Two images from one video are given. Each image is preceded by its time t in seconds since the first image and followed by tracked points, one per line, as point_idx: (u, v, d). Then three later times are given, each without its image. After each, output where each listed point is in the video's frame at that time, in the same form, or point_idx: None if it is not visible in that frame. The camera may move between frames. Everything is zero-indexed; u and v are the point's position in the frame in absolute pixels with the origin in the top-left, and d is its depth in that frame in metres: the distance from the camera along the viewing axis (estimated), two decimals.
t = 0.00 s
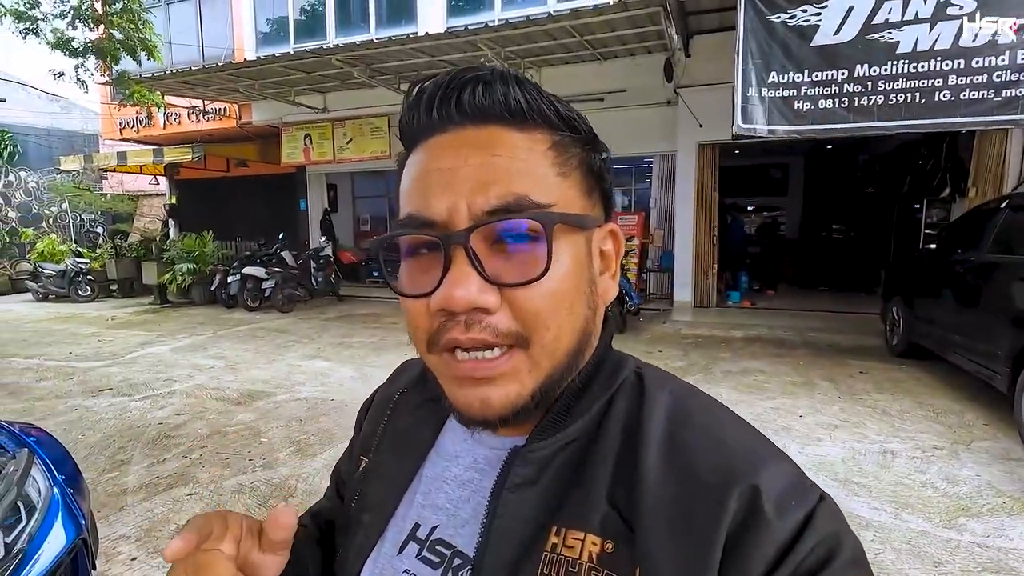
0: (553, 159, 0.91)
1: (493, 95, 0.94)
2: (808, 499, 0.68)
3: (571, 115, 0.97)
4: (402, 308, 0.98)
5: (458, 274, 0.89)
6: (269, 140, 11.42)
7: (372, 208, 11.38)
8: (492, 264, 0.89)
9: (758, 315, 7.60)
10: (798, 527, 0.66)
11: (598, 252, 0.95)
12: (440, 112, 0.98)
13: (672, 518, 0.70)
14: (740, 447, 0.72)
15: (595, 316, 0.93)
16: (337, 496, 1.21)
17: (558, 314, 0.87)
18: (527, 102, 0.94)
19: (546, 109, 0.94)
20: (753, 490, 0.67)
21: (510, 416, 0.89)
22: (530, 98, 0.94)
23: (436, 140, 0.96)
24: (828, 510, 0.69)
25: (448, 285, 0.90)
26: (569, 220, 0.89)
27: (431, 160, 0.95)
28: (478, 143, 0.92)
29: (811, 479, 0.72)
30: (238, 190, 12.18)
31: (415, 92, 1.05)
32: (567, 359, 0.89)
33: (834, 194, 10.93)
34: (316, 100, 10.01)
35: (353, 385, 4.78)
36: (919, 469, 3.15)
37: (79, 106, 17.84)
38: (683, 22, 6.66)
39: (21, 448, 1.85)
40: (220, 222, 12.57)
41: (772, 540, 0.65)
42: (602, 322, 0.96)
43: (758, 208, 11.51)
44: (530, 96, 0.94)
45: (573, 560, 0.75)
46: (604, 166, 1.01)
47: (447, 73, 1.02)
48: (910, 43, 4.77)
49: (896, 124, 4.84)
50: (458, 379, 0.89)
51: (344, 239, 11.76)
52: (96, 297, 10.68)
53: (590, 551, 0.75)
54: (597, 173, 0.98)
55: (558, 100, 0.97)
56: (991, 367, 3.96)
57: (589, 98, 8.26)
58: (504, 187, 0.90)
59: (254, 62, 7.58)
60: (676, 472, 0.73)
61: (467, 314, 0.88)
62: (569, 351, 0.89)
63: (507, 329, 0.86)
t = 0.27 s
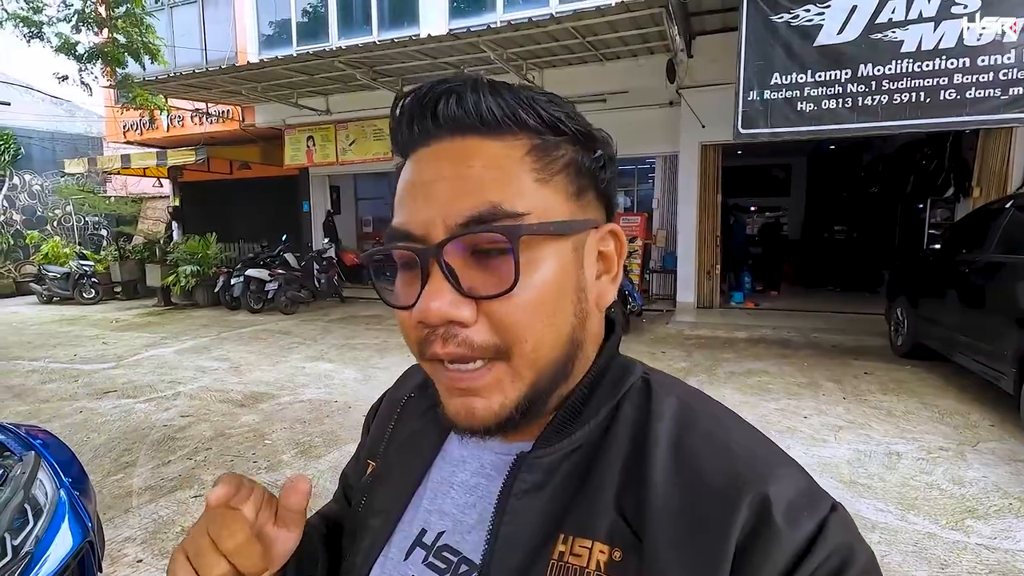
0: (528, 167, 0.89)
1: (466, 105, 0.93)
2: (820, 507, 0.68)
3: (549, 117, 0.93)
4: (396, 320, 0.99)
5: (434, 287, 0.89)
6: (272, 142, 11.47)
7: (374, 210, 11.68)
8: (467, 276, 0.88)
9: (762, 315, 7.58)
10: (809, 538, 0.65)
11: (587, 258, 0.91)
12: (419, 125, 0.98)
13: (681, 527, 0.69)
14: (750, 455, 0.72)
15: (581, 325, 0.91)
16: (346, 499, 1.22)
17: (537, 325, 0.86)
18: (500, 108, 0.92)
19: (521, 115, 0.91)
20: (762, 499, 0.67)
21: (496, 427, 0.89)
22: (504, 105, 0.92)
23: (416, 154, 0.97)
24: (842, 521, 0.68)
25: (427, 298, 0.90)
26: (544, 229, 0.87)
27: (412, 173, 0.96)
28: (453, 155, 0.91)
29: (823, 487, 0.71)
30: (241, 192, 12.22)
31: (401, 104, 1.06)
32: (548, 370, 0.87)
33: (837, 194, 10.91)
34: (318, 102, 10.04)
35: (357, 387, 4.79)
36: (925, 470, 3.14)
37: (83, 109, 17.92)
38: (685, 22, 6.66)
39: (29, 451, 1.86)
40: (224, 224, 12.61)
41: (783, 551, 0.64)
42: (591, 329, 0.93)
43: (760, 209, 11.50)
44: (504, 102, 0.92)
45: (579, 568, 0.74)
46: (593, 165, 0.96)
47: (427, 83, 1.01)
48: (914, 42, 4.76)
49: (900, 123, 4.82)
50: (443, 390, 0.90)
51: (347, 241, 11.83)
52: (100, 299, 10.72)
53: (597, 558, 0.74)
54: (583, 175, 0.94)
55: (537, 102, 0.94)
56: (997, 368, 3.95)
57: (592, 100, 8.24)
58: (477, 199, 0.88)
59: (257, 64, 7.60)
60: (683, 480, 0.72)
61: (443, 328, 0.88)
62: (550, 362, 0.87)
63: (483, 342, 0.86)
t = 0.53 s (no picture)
0: (486, 154, 0.88)
1: (431, 101, 0.95)
2: (851, 518, 0.68)
3: (513, 104, 0.92)
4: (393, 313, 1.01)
5: (400, 276, 0.92)
6: (275, 144, 11.49)
7: (376, 211, 11.65)
8: (425, 262, 0.89)
9: (766, 316, 7.56)
10: (841, 549, 0.65)
11: (554, 243, 0.88)
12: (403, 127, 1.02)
13: (703, 535, 0.68)
14: (777, 462, 0.71)
15: (547, 314, 0.86)
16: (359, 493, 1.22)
17: (487, 308, 0.83)
18: (461, 99, 0.92)
19: (481, 105, 0.91)
20: (791, 509, 0.66)
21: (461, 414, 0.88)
22: (464, 98, 0.93)
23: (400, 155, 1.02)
24: (874, 533, 0.68)
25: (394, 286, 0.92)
26: (494, 213, 0.85)
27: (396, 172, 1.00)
28: (421, 150, 0.94)
29: (855, 498, 0.71)
30: (244, 194, 12.23)
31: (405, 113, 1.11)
32: (507, 358, 0.85)
33: (840, 194, 10.88)
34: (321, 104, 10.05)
35: (361, 388, 4.78)
36: (933, 471, 3.11)
37: (87, 111, 17.97)
38: (688, 22, 6.64)
39: (34, 453, 1.86)
40: (227, 226, 12.63)
41: (815, 562, 0.64)
42: (564, 321, 0.88)
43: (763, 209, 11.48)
44: (466, 95, 0.93)
45: (595, 572, 0.73)
46: (564, 148, 0.91)
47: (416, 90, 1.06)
48: (921, 39, 4.73)
49: (907, 121, 4.81)
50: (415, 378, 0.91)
51: (350, 243, 11.84)
52: (104, 301, 10.74)
53: (614, 565, 0.72)
54: (548, 159, 0.90)
55: (502, 92, 0.93)
56: (1005, 368, 3.92)
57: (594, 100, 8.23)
58: (436, 188, 0.90)
59: (260, 66, 7.61)
60: (706, 487, 0.71)
61: (408, 314, 0.89)
62: (509, 350, 0.85)
63: (438, 325, 0.85)
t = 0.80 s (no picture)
0: (495, 156, 0.89)
1: (443, 103, 0.96)
2: (863, 523, 0.67)
3: (523, 106, 0.92)
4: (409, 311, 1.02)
5: (413, 274, 0.93)
6: (278, 147, 11.53)
7: (380, 213, 11.57)
8: (437, 262, 0.89)
9: (770, 316, 7.54)
10: (852, 553, 0.64)
11: (564, 241, 0.87)
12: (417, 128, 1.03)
13: (712, 536, 0.68)
14: (788, 465, 0.70)
15: (557, 314, 0.86)
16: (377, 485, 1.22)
17: (498, 309, 0.84)
18: (472, 101, 0.93)
19: (491, 106, 0.92)
20: (800, 512, 0.65)
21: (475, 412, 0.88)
22: (474, 99, 0.93)
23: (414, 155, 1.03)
24: (885, 538, 0.67)
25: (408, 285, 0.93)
26: (503, 213, 0.86)
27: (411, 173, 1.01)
28: (433, 151, 0.95)
29: (867, 503, 0.70)
30: (248, 197, 12.27)
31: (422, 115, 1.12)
32: (517, 357, 0.85)
33: (844, 194, 10.85)
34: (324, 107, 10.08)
35: (365, 390, 4.79)
36: (940, 471, 3.10)
37: (91, 115, 18.05)
38: (690, 22, 6.64)
39: (41, 456, 1.86)
40: (230, 229, 12.66)
41: (824, 565, 0.63)
42: (574, 320, 0.88)
43: (766, 210, 11.45)
44: (477, 97, 0.93)
45: (602, 570, 0.73)
46: (573, 148, 0.91)
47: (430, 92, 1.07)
48: (925, 37, 4.72)
49: (913, 119, 4.79)
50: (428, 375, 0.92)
51: (352, 245, 11.86)
52: (108, 304, 10.77)
53: (621, 562, 0.72)
54: (557, 159, 0.90)
55: (512, 91, 0.93)
56: (1011, 368, 3.90)
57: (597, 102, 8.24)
58: (447, 189, 0.90)
59: (263, 70, 7.64)
60: (716, 487, 0.71)
61: (420, 313, 0.90)
62: (520, 349, 0.85)
63: (449, 324, 0.86)
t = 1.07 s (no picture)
0: (501, 163, 0.89)
1: (448, 113, 0.96)
2: (874, 530, 0.66)
3: (528, 112, 0.92)
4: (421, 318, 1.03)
5: (423, 280, 0.93)
6: (282, 150, 11.57)
7: (383, 216, 11.57)
8: (445, 269, 0.89)
9: (774, 318, 7.51)
10: (861, 560, 0.64)
11: (575, 248, 0.87)
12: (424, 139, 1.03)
13: (719, 542, 0.67)
14: (797, 471, 0.69)
15: (565, 319, 0.86)
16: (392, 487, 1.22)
17: (508, 315, 0.84)
18: (475, 110, 0.93)
19: (495, 115, 0.92)
20: (808, 517, 0.65)
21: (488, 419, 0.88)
22: (479, 108, 0.93)
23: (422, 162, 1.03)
24: (896, 545, 0.66)
25: (418, 292, 0.93)
26: (510, 220, 0.86)
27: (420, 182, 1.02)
28: (439, 160, 0.95)
29: (878, 509, 0.69)
30: (252, 200, 12.31)
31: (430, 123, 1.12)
32: (526, 363, 0.85)
33: (848, 194, 10.82)
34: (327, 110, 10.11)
35: (369, 392, 4.80)
36: (947, 473, 3.08)
37: (96, 119, 18.12)
38: (693, 23, 6.64)
39: (48, 459, 1.87)
40: (234, 232, 12.70)
41: (834, 572, 0.62)
42: (582, 325, 0.87)
43: (770, 210, 11.42)
44: (480, 105, 0.93)
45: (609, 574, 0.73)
46: (579, 153, 0.91)
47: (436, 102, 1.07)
48: (930, 36, 4.70)
49: (920, 117, 4.76)
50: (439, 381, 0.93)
51: (356, 248, 11.88)
52: (113, 307, 10.81)
53: (629, 567, 0.72)
54: (563, 164, 0.89)
55: (516, 99, 0.93)
56: (1019, 369, 3.88)
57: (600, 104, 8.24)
58: (454, 197, 0.91)
59: (266, 74, 7.68)
60: (725, 493, 0.70)
61: (431, 319, 0.91)
62: (529, 355, 0.85)
63: (460, 330, 0.86)
